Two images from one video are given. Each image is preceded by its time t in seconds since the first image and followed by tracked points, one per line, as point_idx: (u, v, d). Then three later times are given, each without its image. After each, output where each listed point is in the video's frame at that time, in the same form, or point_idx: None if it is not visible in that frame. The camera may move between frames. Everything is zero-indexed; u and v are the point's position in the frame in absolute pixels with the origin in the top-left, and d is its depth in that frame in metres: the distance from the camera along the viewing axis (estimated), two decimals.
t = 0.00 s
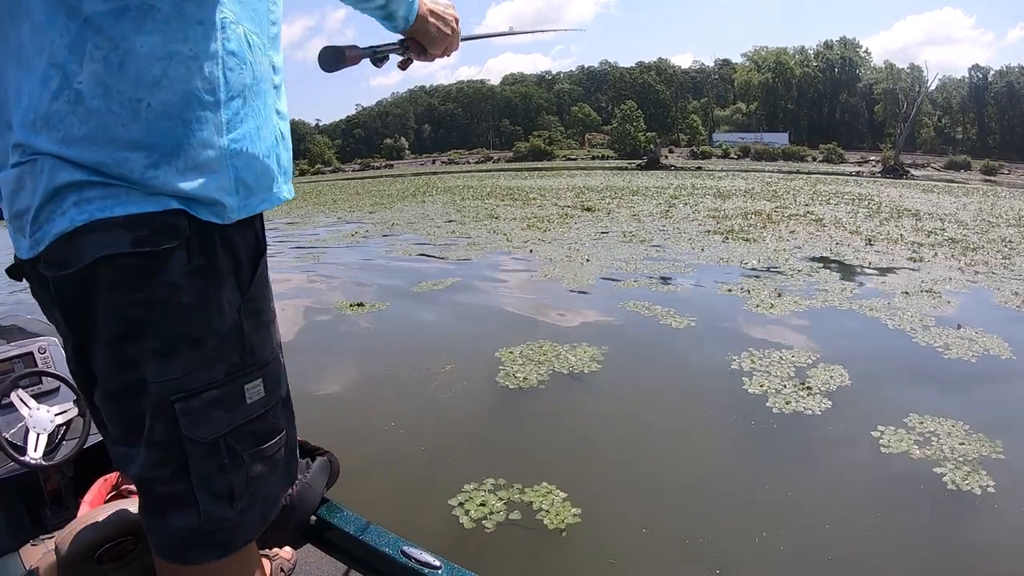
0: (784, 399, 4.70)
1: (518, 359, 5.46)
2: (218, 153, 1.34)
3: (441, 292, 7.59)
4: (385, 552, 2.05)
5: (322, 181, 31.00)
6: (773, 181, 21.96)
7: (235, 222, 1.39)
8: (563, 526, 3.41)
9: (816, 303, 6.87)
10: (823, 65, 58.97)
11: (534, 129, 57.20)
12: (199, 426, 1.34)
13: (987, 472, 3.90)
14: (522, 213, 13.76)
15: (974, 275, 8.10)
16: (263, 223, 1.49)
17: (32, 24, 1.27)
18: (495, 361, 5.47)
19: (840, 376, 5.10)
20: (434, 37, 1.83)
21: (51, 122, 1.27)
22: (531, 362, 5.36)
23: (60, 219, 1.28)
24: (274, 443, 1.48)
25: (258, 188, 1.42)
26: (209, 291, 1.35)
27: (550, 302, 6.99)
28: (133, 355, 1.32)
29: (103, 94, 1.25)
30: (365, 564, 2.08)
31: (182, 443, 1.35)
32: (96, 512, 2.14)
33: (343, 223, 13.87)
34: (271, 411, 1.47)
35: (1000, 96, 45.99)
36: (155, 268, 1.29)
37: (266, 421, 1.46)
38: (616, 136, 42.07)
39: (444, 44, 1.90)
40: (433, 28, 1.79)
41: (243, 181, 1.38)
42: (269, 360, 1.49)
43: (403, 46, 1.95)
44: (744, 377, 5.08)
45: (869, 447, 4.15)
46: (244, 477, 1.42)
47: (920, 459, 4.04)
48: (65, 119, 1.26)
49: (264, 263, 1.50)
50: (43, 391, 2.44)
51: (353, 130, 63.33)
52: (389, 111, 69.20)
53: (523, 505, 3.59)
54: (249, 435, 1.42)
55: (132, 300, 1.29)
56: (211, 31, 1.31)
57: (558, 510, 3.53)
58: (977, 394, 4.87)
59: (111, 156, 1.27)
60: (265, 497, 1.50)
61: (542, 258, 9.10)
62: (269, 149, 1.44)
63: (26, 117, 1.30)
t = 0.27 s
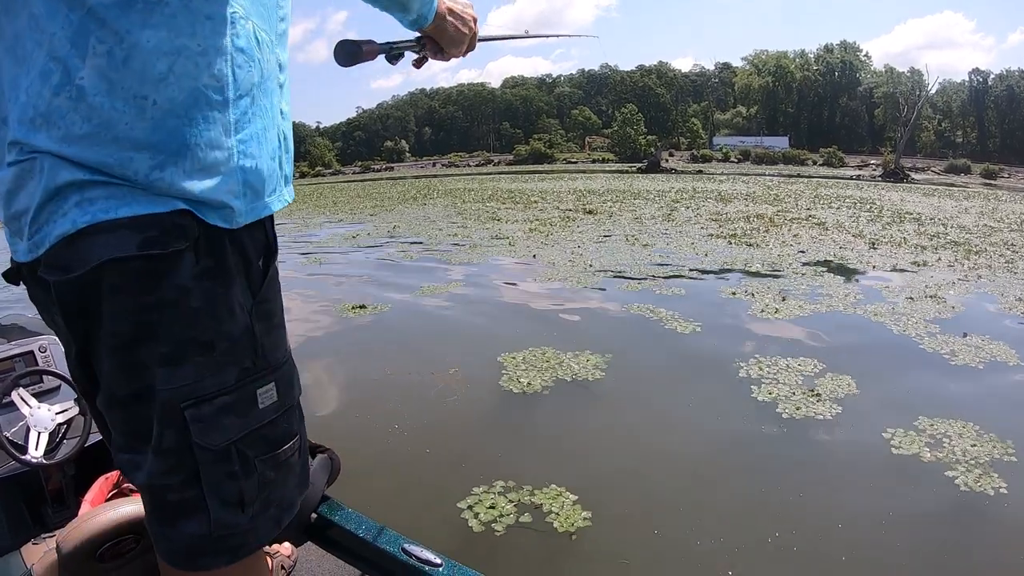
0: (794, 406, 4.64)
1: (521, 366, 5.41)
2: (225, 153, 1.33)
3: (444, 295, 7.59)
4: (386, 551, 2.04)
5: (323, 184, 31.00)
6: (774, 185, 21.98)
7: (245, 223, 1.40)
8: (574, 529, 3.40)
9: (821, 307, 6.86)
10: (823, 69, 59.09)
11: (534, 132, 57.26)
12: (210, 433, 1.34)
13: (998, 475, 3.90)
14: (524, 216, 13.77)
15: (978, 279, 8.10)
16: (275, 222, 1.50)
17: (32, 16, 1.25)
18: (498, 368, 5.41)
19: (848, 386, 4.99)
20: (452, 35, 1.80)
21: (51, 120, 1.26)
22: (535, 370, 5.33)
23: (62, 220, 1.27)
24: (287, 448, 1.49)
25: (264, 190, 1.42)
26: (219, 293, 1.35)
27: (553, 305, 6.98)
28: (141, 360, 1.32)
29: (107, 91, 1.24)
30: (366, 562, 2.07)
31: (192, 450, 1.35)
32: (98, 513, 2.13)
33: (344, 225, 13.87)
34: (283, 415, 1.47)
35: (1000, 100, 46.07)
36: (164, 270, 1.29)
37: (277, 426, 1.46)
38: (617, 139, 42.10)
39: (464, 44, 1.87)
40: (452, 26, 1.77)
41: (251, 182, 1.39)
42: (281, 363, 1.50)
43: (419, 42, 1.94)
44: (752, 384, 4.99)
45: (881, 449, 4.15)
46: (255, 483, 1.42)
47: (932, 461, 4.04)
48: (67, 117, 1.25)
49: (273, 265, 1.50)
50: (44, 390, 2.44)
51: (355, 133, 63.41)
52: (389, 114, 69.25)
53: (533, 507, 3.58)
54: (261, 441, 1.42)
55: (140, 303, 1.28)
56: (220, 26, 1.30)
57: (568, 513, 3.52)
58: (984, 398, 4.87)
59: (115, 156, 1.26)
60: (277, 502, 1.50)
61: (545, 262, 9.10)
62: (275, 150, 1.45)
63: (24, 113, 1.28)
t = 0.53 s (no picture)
0: (806, 407, 4.63)
1: (527, 368, 5.39)
2: (228, 159, 1.33)
3: (447, 298, 7.58)
4: (385, 552, 2.03)
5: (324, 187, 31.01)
6: (776, 188, 22.00)
7: (252, 229, 1.40)
8: (586, 532, 3.38)
9: (826, 311, 6.85)
10: (824, 73, 59.18)
11: (535, 135, 57.33)
12: (219, 442, 1.34)
13: (1007, 476, 3.89)
14: (526, 219, 13.77)
15: (982, 282, 8.09)
16: (282, 228, 1.49)
17: (27, 18, 1.25)
18: (503, 370, 5.40)
19: (859, 386, 5.00)
20: (463, 39, 1.79)
21: (49, 123, 1.26)
22: (541, 370, 5.33)
23: (61, 224, 1.27)
24: (295, 455, 1.50)
25: (270, 195, 1.42)
26: (225, 298, 1.35)
27: (557, 308, 6.98)
28: (145, 368, 1.32)
29: (106, 95, 1.24)
30: (366, 564, 2.06)
31: (199, 458, 1.35)
32: (97, 513, 2.13)
33: (346, 228, 13.87)
34: (291, 422, 1.48)
35: (1001, 104, 46.13)
36: (169, 276, 1.29)
37: (286, 433, 1.47)
38: (618, 142, 42.15)
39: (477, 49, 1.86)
40: (463, 30, 1.76)
41: (255, 188, 1.38)
42: (289, 368, 1.50)
43: (431, 46, 1.94)
44: (761, 386, 4.98)
45: (891, 449, 4.15)
46: (264, 490, 1.43)
47: (942, 462, 4.03)
48: (64, 120, 1.25)
49: (279, 270, 1.50)
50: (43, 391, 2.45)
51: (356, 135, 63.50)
52: (390, 117, 69.33)
53: (545, 509, 3.57)
54: (269, 448, 1.43)
55: (145, 310, 1.28)
56: (224, 28, 1.29)
57: (581, 515, 3.50)
58: (991, 400, 4.86)
59: (114, 161, 1.25)
60: (287, 509, 1.51)
61: (548, 265, 9.10)
62: (279, 156, 1.45)
63: (20, 116, 1.28)
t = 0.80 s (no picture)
0: (815, 408, 4.69)
1: (534, 368, 5.42)
2: (230, 163, 1.33)
3: (449, 299, 7.58)
4: (383, 557, 2.03)
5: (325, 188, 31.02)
6: (777, 189, 22.04)
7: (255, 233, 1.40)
8: (598, 539, 3.34)
9: (831, 313, 6.85)
10: (825, 74, 59.21)
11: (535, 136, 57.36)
12: (221, 446, 1.34)
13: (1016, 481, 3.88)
14: (528, 220, 13.78)
15: (986, 284, 8.09)
16: (283, 232, 1.50)
17: (26, 21, 1.25)
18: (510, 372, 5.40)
19: (866, 385, 5.10)
20: (467, 40, 1.79)
21: (50, 129, 1.25)
22: (549, 371, 5.35)
23: (62, 230, 1.27)
24: (297, 458, 1.50)
25: (271, 200, 1.42)
26: (229, 302, 1.36)
27: (559, 309, 6.99)
28: (147, 373, 1.31)
29: (107, 99, 1.24)
30: (364, 567, 2.06)
31: (202, 463, 1.35)
32: (95, 515, 2.13)
33: (347, 228, 13.88)
34: (293, 425, 1.48)
35: (1002, 105, 46.15)
36: (173, 280, 1.29)
37: (288, 436, 1.47)
38: (618, 143, 42.16)
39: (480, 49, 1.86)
40: (466, 30, 1.76)
41: (257, 193, 1.38)
42: (290, 372, 1.50)
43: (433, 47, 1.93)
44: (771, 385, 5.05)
45: (901, 454, 4.16)
46: (266, 493, 1.43)
47: (952, 467, 4.04)
48: (65, 125, 1.25)
49: (280, 274, 1.51)
50: (42, 393, 2.45)
51: (356, 135, 63.59)
52: (391, 118, 69.36)
53: (557, 514, 3.55)
54: (272, 451, 1.43)
55: (148, 315, 1.28)
56: (226, 32, 1.30)
57: (593, 522, 3.48)
58: (998, 403, 4.85)
59: (115, 165, 1.25)
60: (288, 512, 1.51)
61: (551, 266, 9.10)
62: (280, 160, 1.45)
63: (19, 120, 1.28)
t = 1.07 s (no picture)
0: (823, 409, 4.68)
1: (540, 368, 5.41)
2: (229, 166, 1.33)
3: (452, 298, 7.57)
4: (381, 559, 2.03)
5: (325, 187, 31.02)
6: (779, 189, 21.98)
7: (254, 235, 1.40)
8: (612, 548, 3.28)
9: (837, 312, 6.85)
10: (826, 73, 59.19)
11: (535, 135, 57.33)
12: (220, 448, 1.34)
13: None
14: (529, 219, 13.77)
15: (990, 284, 8.08)
16: (282, 233, 1.49)
17: (25, 22, 1.24)
18: (518, 371, 5.40)
19: (873, 385, 5.10)
20: (467, 41, 1.79)
21: (50, 131, 1.25)
22: (556, 370, 5.33)
23: (62, 233, 1.27)
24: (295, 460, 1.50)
25: (271, 202, 1.42)
26: (228, 304, 1.35)
27: (562, 309, 6.98)
28: (146, 375, 1.31)
29: (107, 101, 1.23)
30: (362, 569, 2.06)
31: (201, 465, 1.34)
32: (94, 516, 2.14)
33: (348, 228, 13.87)
34: (291, 427, 1.48)
35: (1002, 105, 46.14)
36: (172, 282, 1.28)
37: (286, 439, 1.47)
38: (619, 142, 42.13)
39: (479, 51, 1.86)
40: (467, 31, 1.76)
41: (257, 195, 1.38)
42: (288, 374, 1.50)
43: (432, 47, 1.92)
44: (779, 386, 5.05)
45: (910, 458, 4.14)
46: (264, 496, 1.43)
47: (963, 472, 4.02)
48: (65, 126, 1.24)
49: (280, 276, 1.51)
50: (41, 394, 2.44)
51: (356, 134, 63.58)
52: (390, 117, 69.33)
53: (569, 522, 3.48)
54: (270, 454, 1.43)
55: (148, 318, 1.28)
56: (226, 33, 1.29)
57: (606, 529, 3.41)
58: (1005, 404, 4.85)
59: (115, 168, 1.25)
60: (285, 514, 1.51)
61: (555, 265, 9.09)
62: (280, 162, 1.45)
63: (19, 122, 1.28)
